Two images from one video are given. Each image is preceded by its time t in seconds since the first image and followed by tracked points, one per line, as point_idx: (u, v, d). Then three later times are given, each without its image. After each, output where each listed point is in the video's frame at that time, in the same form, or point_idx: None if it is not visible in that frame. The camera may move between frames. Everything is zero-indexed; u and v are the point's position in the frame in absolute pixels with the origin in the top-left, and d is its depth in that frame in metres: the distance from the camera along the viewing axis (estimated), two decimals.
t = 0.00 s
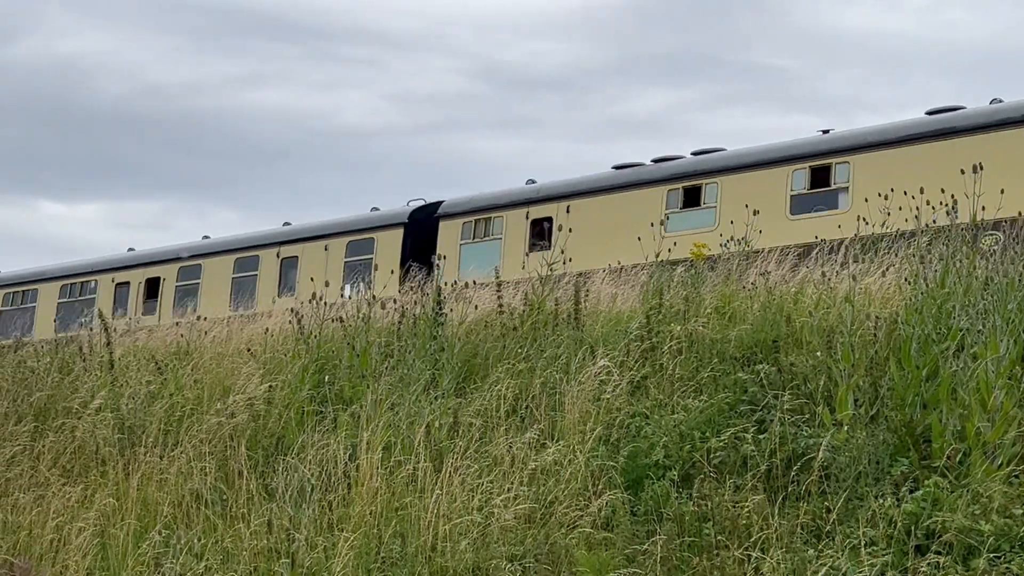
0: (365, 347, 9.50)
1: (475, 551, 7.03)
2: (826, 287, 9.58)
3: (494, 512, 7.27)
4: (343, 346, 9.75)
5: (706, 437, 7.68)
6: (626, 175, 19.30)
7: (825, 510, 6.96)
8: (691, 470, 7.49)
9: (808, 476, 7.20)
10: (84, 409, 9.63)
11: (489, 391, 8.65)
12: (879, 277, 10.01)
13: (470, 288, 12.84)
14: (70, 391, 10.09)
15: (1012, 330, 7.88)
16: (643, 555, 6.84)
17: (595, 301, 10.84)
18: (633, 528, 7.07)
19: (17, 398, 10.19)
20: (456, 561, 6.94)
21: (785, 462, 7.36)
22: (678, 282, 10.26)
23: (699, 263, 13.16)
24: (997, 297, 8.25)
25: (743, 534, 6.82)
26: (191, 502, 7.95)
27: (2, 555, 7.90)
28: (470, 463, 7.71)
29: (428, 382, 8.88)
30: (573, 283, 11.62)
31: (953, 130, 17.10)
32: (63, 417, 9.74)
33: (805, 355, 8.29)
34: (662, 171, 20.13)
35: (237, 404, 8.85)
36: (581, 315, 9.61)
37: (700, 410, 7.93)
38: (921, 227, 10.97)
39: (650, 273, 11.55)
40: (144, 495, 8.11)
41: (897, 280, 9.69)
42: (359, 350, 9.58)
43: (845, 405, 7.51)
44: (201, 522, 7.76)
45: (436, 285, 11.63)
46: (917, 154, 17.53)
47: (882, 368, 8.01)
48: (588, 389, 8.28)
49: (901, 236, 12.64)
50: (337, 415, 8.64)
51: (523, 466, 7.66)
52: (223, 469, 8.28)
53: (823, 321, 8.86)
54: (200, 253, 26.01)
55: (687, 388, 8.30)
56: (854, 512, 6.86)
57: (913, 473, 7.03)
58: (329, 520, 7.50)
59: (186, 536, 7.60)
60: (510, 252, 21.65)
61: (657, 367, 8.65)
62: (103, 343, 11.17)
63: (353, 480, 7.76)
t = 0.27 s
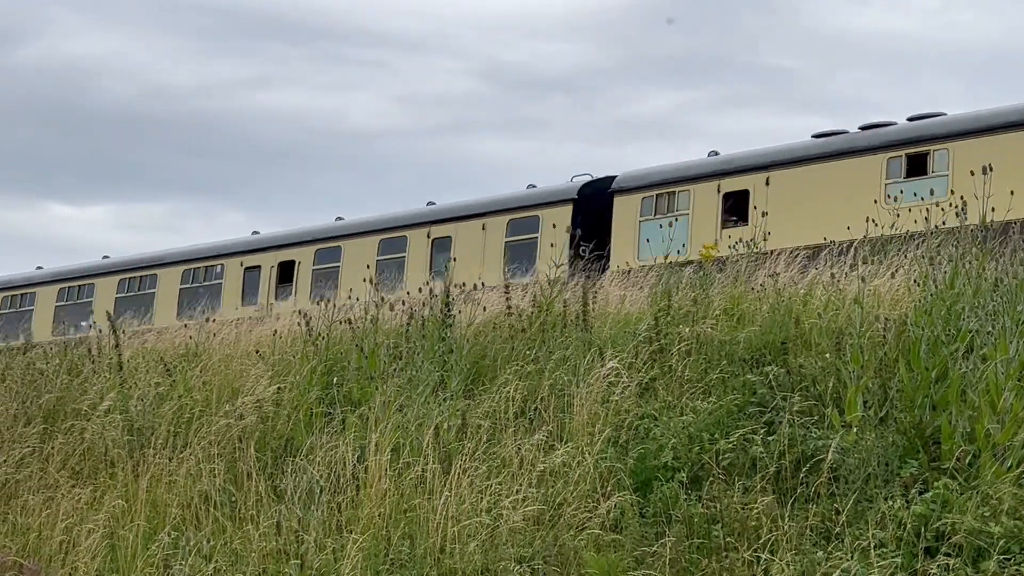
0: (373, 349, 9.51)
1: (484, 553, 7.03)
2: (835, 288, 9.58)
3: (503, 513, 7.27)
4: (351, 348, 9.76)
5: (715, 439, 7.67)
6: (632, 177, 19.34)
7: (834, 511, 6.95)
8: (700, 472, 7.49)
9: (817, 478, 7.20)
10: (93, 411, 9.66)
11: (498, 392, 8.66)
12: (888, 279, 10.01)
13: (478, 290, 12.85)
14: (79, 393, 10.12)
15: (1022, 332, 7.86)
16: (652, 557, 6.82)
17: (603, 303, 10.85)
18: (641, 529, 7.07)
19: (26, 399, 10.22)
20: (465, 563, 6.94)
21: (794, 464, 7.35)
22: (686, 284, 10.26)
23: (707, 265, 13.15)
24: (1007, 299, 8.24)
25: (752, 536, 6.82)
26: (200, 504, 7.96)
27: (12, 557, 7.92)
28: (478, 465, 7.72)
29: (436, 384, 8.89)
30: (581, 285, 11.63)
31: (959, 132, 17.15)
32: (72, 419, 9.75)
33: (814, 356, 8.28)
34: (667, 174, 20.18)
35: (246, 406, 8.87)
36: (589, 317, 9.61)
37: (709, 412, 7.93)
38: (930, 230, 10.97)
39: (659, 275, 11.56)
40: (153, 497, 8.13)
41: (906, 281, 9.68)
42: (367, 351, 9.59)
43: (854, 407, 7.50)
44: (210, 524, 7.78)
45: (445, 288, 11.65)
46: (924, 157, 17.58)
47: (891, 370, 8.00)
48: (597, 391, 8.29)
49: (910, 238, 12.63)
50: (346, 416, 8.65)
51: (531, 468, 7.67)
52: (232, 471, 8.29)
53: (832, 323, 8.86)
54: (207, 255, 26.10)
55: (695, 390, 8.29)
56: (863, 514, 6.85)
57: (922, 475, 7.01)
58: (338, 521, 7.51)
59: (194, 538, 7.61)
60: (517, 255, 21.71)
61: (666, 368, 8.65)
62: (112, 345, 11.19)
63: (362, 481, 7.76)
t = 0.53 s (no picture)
0: (380, 351, 9.51)
1: (492, 555, 7.03)
2: (843, 290, 9.57)
3: (511, 516, 7.27)
4: (359, 350, 9.77)
5: (723, 442, 7.67)
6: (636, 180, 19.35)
7: (842, 514, 6.94)
8: (708, 474, 7.49)
9: (825, 480, 7.19)
10: (102, 413, 9.68)
11: (505, 395, 8.66)
12: (895, 281, 10.01)
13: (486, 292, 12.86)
14: (87, 395, 10.14)
15: None
16: (660, 559, 6.81)
17: (611, 305, 10.85)
18: (649, 532, 7.06)
19: (34, 402, 10.23)
20: (472, 565, 6.94)
21: (802, 466, 7.35)
22: (693, 286, 10.26)
23: (714, 267, 13.15)
24: (1015, 302, 8.24)
25: (760, 539, 6.81)
26: (208, 506, 7.97)
27: (20, 559, 7.93)
28: (486, 467, 7.72)
29: (444, 386, 8.90)
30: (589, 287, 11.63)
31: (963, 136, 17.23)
32: (80, 421, 9.77)
33: (823, 359, 8.27)
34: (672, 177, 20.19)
35: (254, 408, 8.88)
36: (597, 320, 9.61)
37: (716, 414, 7.93)
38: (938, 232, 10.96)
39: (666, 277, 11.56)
40: (162, 499, 8.14)
41: (914, 283, 9.68)
42: (375, 354, 9.60)
43: (862, 410, 7.50)
44: (218, 526, 7.79)
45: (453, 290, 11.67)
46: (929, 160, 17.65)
47: (899, 372, 8.00)
48: (604, 394, 8.28)
49: (919, 242, 12.63)
50: (354, 419, 8.65)
51: (539, 470, 7.67)
52: (240, 473, 8.31)
53: (840, 325, 8.85)
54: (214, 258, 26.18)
55: (703, 392, 8.29)
56: (871, 517, 6.84)
57: (930, 477, 7.00)
58: (346, 524, 7.51)
59: (202, 541, 7.62)
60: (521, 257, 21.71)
61: (674, 371, 8.65)
62: (120, 347, 11.22)
63: (369, 484, 7.77)
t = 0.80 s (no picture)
0: (388, 354, 9.52)
1: (499, 558, 7.03)
2: (850, 293, 9.58)
3: (518, 519, 7.27)
4: (366, 353, 9.78)
5: (730, 445, 7.67)
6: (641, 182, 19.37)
7: (850, 517, 6.94)
8: (715, 477, 7.49)
9: (833, 483, 7.19)
10: (109, 416, 9.69)
11: (512, 397, 8.67)
12: (903, 284, 10.01)
13: (493, 294, 12.86)
14: (94, 398, 10.15)
15: None
16: (668, 562, 6.81)
17: (618, 307, 10.86)
18: (657, 535, 7.05)
19: (41, 404, 10.24)
20: (480, 567, 6.94)
21: (809, 469, 7.34)
22: (700, 289, 10.27)
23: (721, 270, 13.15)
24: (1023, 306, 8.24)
25: (767, 542, 6.80)
26: (215, 509, 7.98)
27: (28, 561, 7.93)
28: (494, 470, 7.72)
29: (451, 389, 8.91)
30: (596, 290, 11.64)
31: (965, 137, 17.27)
32: (87, 423, 9.78)
33: (830, 361, 8.27)
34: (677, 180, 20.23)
35: (261, 411, 8.89)
36: (604, 323, 9.62)
37: (724, 417, 7.93)
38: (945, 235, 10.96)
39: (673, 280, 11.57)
40: (169, 501, 8.15)
41: (921, 286, 9.68)
42: (382, 356, 9.60)
43: (870, 412, 7.49)
44: (225, 529, 7.79)
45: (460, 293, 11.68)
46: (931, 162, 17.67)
47: (906, 375, 7.99)
48: (612, 396, 8.28)
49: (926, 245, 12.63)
50: (361, 422, 8.65)
51: (546, 473, 7.67)
52: (247, 476, 8.31)
53: (847, 328, 8.85)
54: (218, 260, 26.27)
55: (711, 395, 8.30)
56: (879, 520, 6.83)
57: (938, 480, 6.99)
58: (353, 526, 7.52)
59: (210, 543, 7.62)
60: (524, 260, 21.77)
61: (681, 373, 8.65)
62: (126, 349, 11.23)
63: (377, 486, 7.77)
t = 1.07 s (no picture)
0: (393, 357, 9.53)
1: (505, 561, 7.02)
2: (856, 296, 9.58)
3: (524, 522, 7.26)
4: (372, 355, 9.79)
5: (736, 448, 7.67)
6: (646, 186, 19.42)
7: (857, 521, 6.93)
8: (721, 480, 7.48)
9: (839, 487, 7.18)
10: (115, 419, 9.71)
11: (517, 400, 8.67)
12: (908, 287, 10.01)
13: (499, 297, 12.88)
14: (100, 401, 10.17)
15: None
16: (673, 566, 6.80)
17: (624, 310, 10.87)
18: (663, 538, 7.04)
19: (46, 406, 10.25)
20: (485, 570, 6.94)
21: (815, 473, 7.34)
22: (706, 291, 10.27)
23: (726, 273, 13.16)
24: None
25: (773, 545, 6.79)
26: (221, 512, 7.98)
27: (35, 564, 7.90)
28: (499, 473, 7.72)
29: (456, 392, 8.91)
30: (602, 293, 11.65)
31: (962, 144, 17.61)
32: (93, 426, 9.80)
33: (836, 364, 8.26)
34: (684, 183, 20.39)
35: (267, 414, 8.90)
36: (610, 326, 9.62)
37: (730, 420, 7.93)
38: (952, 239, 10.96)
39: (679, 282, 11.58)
40: (175, 504, 8.15)
41: (927, 289, 9.69)
42: (387, 359, 9.61)
43: (876, 416, 7.49)
44: (231, 532, 7.80)
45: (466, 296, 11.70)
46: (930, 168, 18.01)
47: (912, 378, 7.99)
48: (617, 399, 8.28)
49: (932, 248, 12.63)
50: (366, 425, 8.65)
51: (552, 476, 7.67)
52: (253, 478, 8.33)
53: (853, 331, 8.85)
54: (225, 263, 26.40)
55: (717, 398, 8.29)
56: (885, 524, 6.82)
57: (945, 484, 6.98)
58: (359, 529, 7.52)
59: (216, 546, 7.62)
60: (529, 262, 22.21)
61: (687, 376, 8.65)
62: (133, 353, 11.25)
63: (382, 489, 7.77)
